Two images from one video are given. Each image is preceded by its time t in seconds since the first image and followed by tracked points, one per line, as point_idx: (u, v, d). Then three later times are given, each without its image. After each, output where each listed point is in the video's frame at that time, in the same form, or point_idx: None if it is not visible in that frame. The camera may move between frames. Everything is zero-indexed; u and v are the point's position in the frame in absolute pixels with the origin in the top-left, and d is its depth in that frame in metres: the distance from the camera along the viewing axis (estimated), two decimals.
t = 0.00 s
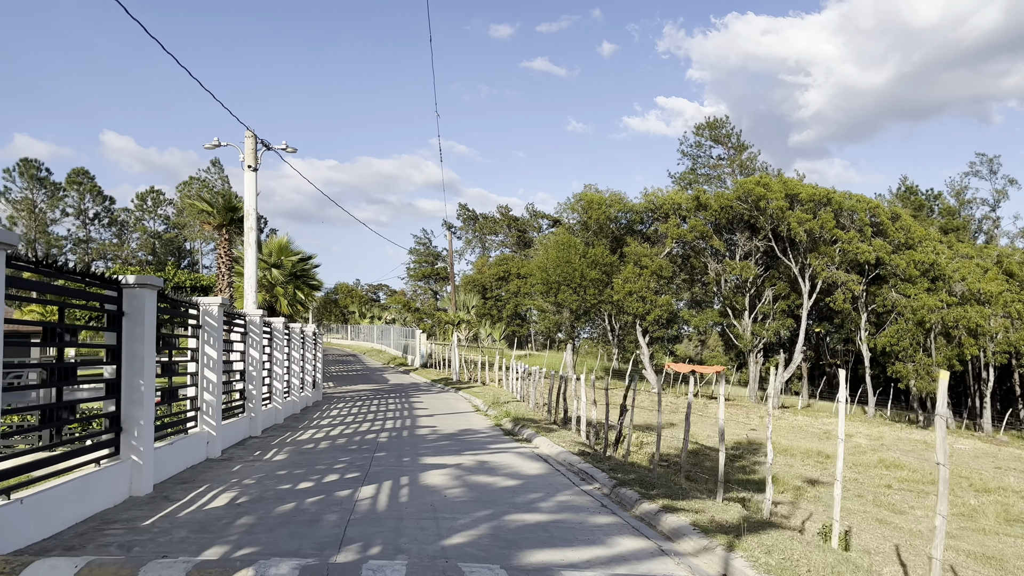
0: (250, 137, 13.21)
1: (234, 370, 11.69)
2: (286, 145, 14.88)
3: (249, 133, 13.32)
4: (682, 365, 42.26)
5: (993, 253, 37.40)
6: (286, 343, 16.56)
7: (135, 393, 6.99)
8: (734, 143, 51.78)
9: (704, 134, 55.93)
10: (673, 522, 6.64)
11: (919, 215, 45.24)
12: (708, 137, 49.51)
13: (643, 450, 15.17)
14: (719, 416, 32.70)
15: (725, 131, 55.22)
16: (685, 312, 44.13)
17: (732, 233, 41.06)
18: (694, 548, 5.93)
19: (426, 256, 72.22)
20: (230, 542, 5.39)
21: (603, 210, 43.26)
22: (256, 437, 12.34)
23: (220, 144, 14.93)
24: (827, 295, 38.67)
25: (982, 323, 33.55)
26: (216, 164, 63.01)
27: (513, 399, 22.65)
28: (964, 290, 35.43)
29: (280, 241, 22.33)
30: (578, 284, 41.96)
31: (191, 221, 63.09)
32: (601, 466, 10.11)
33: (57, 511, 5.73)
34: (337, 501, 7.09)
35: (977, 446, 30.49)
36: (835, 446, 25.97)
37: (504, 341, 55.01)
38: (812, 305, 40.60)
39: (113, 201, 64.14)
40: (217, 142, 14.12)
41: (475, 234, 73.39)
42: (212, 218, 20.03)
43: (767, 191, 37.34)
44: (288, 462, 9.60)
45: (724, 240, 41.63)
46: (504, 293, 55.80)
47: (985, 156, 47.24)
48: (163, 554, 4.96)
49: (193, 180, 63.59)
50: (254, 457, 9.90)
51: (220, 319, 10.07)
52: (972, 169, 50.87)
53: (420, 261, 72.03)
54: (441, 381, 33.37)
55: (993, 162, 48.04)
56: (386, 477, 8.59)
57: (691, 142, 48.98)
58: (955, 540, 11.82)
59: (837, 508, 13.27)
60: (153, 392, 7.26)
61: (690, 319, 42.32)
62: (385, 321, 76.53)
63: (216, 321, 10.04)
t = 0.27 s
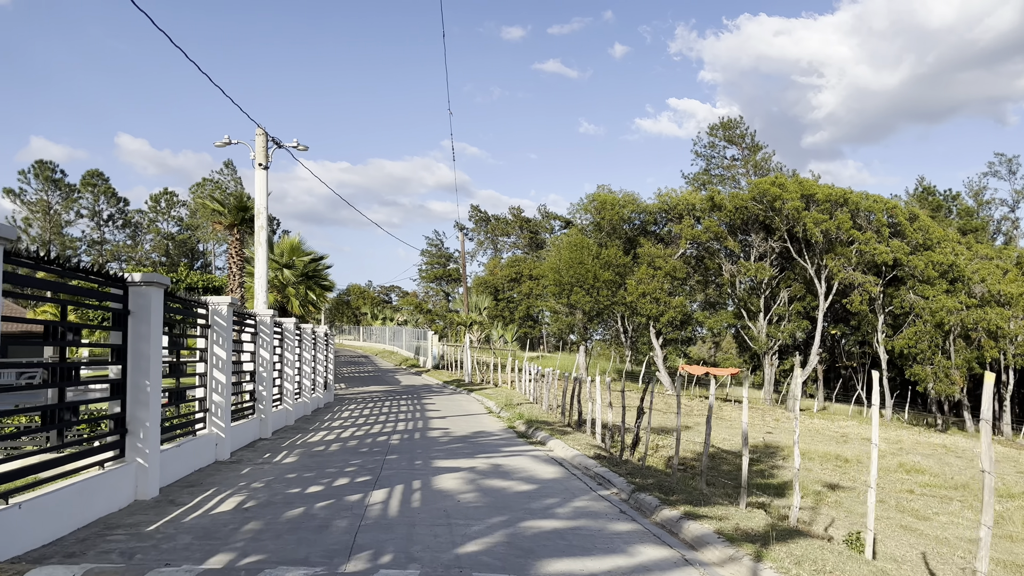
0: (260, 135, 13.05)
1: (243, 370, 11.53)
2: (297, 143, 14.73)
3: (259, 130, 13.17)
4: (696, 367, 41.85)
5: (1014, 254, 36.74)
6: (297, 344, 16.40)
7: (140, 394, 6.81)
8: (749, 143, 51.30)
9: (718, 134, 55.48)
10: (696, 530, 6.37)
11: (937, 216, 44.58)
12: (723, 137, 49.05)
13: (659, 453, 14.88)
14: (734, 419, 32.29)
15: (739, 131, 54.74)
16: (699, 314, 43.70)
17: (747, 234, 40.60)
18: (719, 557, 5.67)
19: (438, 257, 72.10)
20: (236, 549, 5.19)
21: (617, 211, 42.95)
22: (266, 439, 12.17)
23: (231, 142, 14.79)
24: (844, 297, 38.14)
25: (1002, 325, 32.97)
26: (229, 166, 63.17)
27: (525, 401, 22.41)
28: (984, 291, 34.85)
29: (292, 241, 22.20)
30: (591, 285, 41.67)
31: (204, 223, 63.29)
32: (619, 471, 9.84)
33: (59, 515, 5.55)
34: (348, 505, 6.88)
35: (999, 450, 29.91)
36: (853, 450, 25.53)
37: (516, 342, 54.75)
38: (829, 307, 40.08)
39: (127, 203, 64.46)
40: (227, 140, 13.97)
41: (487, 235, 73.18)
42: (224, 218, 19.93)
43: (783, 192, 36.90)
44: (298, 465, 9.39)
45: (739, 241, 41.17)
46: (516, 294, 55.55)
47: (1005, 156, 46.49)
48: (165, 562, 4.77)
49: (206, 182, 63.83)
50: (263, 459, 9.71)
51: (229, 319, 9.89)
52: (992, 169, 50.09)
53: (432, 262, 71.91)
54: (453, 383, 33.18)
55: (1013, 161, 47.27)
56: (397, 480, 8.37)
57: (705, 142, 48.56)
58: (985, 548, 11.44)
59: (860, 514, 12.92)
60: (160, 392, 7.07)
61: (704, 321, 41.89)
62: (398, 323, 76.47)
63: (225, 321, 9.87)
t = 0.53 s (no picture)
0: (267, 134, 12.87)
1: (249, 372, 11.33)
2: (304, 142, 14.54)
3: (267, 129, 12.98)
4: (706, 369, 41.47)
5: None
6: (305, 345, 16.20)
7: (140, 398, 6.61)
8: (759, 144, 50.89)
9: (728, 135, 55.06)
10: (717, 541, 6.10)
11: (951, 217, 44.05)
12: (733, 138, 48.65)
13: (672, 458, 14.59)
14: (745, 422, 31.92)
15: (749, 131, 54.33)
16: (709, 316, 43.33)
17: (758, 235, 40.20)
18: (742, 570, 5.41)
19: (446, 259, 71.92)
20: (237, 561, 4.96)
21: (626, 212, 42.63)
22: (272, 442, 11.96)
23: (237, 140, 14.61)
24: (856, 298, 37.70)
25: (1018, 327, 32.48)
26: (237, 167, 63.15)
27: (534, 403, 22.16)
28: (999, 293, 34.51)
29: (299, 242, 22.03)
30: (600, 287, 41.35)
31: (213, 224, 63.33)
32: (633, 476, 9.58)
33: (54, 523, 5.35)
34: (354, 513, 6.65)
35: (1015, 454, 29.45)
36: (867, 454, 25.14)
37: (524, 344, 54.47)
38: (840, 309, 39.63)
39: (136, 205, 64.56)
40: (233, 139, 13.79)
41: (495, 236, 72.95)
42: (230, 218, 19.78)
43: (794, 192, 36.52)
44: (304, 470, 9.17)
45: (750, 242, 40.77)
46: (525, 296, 55.27)
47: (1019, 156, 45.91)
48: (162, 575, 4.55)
49: (215, 183, 63.87)
50: (268, 464, 9.49)
51: (234, 320, 9.67)
52: (1005, 169, 49.51)
53: (440, 264, 71.73)
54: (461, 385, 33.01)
55: None
56: (405, 486, 8.13)
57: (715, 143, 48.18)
58: (1008, 557, 11.12)
59: (879, 521, 12.60)
60: (160, 395, 6.87)
61: (715, 323, 41.50)
62: (406, 324, 76.33)
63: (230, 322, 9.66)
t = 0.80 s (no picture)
0: (272, 129, 12.66)
1: (253, 372, 11.12)
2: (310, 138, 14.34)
3: (272, 125, 12.78)
4: (714, 370, 41.13)
5: None
6: (311, 345, 15.99)
7: (141, 397, 6.40)
8: (768, 143, 50.50)
9: (736, 134, 54.70)
10: (739, 548, 5.84)
11: (962, 217, 43.60)
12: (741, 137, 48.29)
13: (683, 460, 14.32)
14: (754, 423, 31.58)
15: (758, 131, 53.96)
16: (718, 316, 42.99)
17: (767, 235, 39.85)
18: None
19: (452, 259, 71.73)
20: (239, 568, 4.73)
21: (634, 211, 42.35)
22: (277, 444, 11.75)
23: (242, 137, 14.43)
24: (867, 299, 37.30)
25: None
26: (244, 167, 63.14)
27: (543, 404, 21.90)
28: (1012, 294, 34.10)
29: (306, 241, 21.85)
30: (607, 287, 41.07)
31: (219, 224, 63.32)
32: (647, 480, 9.31)
33: (49, 528, 5.13)
34: (361, 518, 6.40)
35: None
36: (879, 455, 24.80)
37: (531, 345, 54.23)
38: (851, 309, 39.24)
39: (143, 205, 64.66)
40: (239, 134, 13.60)
41: (501, 237, 72.74)
42: (236, 216, 19.61)
43: (804, 192, 36.19)
44: (310, 472, 8.94)
45: (759, 242, 40.41)
46: (531, 296, 55.02)
47: None
48: None
49: (222, 183, 63.89)
50: (273, 465, 9.27)
51: (238, 319, 9.46)
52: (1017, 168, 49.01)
53: (446, 264, 71.55)
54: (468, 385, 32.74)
55: None
56: (414, 489, 7.89)
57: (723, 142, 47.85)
58: None
59: (897, 525, 12.30)
60: (162, 395, 6.66)
61: (723, 323, 41.16)
62: (412, 325, 76.19)
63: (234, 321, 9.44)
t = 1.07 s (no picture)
0: (276, 127, 12.45)
1: (257, 373, 10.91)
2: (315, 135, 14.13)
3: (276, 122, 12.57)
4: (722, 370, 40.81)
5: None
6: (316, 346, 15.79)
7: (140, 401, 6.19)
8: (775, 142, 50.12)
9: (743, 133, 54.32)
10: (762, 558, 5.59)
11: (972, 216, 43.15)
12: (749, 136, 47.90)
13: (695, 462, 14.04)
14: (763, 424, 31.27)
15: (765, 129, 53.58)
16: (725, 316, 42.66)
17: (775, 234, 39.49)
18: None
19: (457, 259, 71.50)
20: None
21: (640, 211, 42.06)
22: (282, 446, 11.54)
23: (246, 134, 14.22)
24: (876, 298, 36.93)
25: None
26: (249, 167, 63.06)
27: (550, 405, 21.66)
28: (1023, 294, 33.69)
29: (311, 240, 21.65)
30: (614, 287, 40.77)
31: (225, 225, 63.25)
32: (660, 484, 9.07)
33: (44, 537, 4.93)
34: (367, 525, 6.17)
35: None
36: (890, 457, 24.47)
37: (537, 345, 53.96)
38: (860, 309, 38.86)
39: (149, 205, 64.67)
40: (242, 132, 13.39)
41: (507, 237, 72.48)
42: (240, 215, 19.42)
43: (813, 191, 35.87)
44: (315, 476, 8.72)
45: (767, 241, 40.06)
46: (537, 296, 54.75)
47: None
48: None
49: (227, 183, 63.84)
50: (277, 469, 9.05)
51: (241, 319, 9.24)
52: None
53: (451, 265, 71.33)
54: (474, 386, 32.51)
55: None
56: (421, 494, 7.65)
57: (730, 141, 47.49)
58: None
59: (915, 529, 12.01)
60: (162, 398, 6.46)
61: (731, 323, 40.83)
62: (417, 325, 76.01)
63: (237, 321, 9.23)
